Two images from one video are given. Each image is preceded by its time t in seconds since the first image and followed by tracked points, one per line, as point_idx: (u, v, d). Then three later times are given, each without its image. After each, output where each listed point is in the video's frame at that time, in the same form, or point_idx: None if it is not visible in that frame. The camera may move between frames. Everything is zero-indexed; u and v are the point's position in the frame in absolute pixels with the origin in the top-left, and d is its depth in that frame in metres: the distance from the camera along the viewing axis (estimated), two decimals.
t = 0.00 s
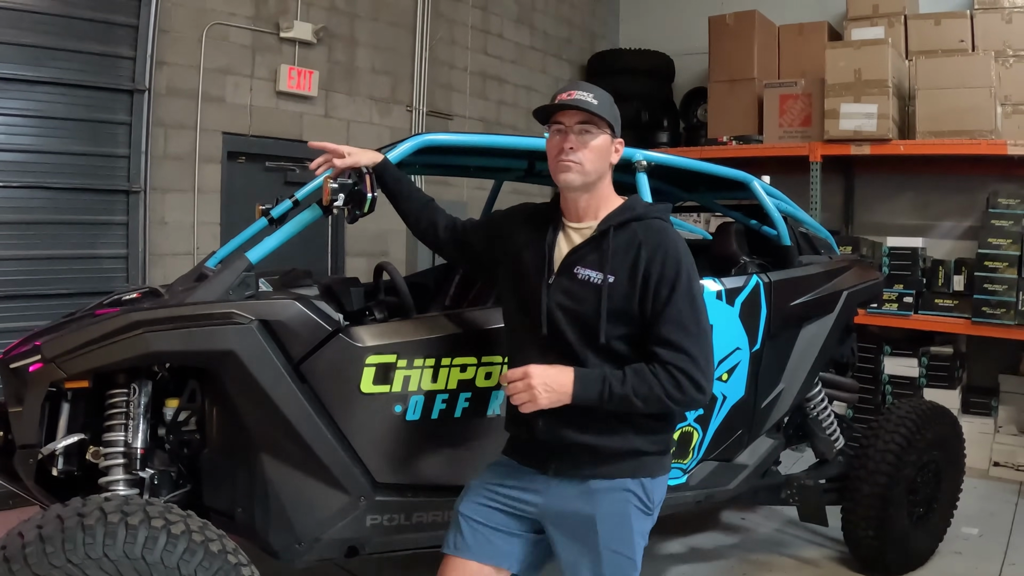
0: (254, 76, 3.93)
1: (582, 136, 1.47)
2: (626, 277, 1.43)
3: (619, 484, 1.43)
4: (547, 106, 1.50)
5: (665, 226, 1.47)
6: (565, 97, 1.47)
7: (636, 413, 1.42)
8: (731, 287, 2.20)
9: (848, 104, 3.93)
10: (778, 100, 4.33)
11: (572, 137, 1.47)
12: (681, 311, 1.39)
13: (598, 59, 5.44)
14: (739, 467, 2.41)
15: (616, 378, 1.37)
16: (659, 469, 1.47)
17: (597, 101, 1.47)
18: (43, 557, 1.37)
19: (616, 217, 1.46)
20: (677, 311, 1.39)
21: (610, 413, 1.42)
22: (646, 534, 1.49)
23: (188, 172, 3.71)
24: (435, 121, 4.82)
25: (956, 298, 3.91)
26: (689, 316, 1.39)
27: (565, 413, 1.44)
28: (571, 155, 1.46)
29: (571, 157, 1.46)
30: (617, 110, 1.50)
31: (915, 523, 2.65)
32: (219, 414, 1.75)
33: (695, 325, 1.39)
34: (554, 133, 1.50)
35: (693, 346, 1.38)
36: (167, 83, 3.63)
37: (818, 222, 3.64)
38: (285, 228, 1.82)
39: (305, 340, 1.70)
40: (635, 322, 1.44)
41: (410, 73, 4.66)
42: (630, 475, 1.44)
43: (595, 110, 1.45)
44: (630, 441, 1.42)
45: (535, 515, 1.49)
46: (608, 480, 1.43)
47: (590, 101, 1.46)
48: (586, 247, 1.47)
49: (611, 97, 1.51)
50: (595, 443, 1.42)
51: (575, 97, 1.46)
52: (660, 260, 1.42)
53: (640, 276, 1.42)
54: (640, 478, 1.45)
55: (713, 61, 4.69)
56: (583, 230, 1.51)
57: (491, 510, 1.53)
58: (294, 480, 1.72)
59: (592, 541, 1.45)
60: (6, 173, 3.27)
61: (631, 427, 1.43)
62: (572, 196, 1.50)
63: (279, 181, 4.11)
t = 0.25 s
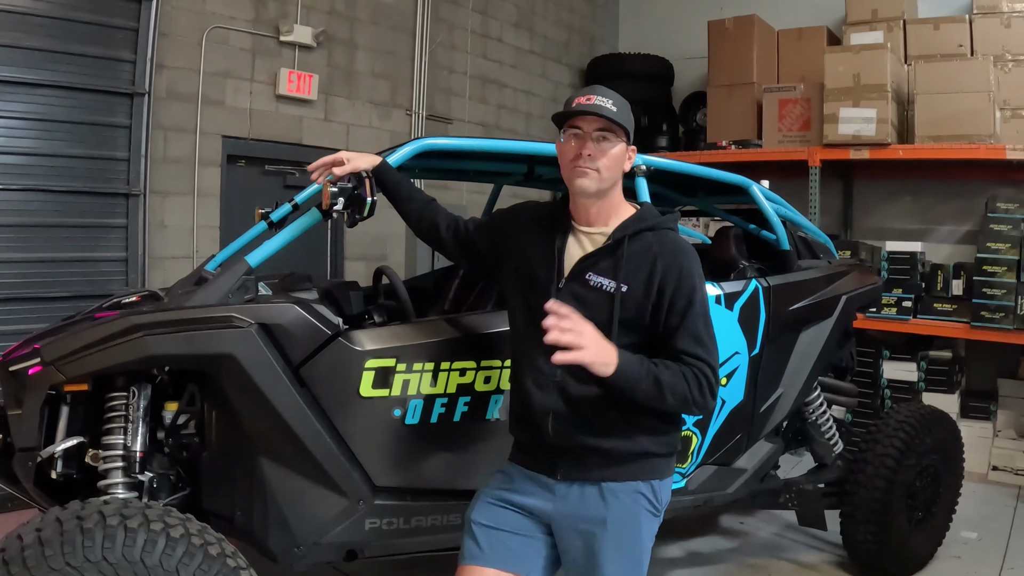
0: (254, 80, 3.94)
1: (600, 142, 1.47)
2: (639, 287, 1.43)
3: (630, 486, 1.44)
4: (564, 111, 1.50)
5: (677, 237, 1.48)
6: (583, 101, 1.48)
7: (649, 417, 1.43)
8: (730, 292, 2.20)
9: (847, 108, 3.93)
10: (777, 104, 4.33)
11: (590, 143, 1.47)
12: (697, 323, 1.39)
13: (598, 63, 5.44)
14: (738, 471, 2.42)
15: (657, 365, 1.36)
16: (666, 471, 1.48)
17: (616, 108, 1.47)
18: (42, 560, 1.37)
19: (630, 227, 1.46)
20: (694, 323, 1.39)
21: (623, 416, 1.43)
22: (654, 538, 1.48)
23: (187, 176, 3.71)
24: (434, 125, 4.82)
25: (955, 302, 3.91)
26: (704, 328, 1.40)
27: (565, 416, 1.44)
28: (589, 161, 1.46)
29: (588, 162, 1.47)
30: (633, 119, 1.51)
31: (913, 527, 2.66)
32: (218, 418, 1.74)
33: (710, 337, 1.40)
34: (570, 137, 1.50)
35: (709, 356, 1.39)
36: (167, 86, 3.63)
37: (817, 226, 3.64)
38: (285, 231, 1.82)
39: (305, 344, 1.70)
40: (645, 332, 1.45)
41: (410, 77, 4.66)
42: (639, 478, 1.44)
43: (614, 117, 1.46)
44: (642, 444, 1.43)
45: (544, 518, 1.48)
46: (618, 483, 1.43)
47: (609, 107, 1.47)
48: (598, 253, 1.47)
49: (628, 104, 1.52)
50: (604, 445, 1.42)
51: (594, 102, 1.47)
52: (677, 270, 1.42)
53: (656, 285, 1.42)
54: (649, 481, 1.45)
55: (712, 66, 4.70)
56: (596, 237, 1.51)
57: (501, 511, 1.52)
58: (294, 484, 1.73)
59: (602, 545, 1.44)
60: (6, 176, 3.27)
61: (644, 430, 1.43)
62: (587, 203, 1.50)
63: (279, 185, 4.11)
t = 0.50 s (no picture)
0: (253, 81, 3.94)
1: (612, 147, 1.48)
2: (645, 288, 1.43)
3: (632, 486, 1.44)
4: (576, 114, 1.50)
5: (682, 240, 1.49)
6: (595, 105, 1.48)
7: (650, 417, 1.43)
8: (729, 293, 2.20)
9: (846, 110, 3.94)
10: (777, 106, 4.34)
11: (604, 148, 1.48)
12: (701, 327, 1.40)
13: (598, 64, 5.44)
14: (737, 472, 2.42)
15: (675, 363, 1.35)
16: (667, 472, 1.48)
17: (628, 113, 1.48)
18: (41, 561, 1.37)
19: (637, 228, 1.47)
20: (697, 326, 1.39)
21: (626, 418, 1.42)
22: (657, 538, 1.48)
23: (187, 177, 3.71)
24: (434, 126, 4.82)
25: (954, 303, 3.91)
26: (705, 331, 1.41)
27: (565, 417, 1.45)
28: (602, 166, 1.47)
29: (600, 167, 1.47)
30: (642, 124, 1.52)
31: (913, 528, 2.66)
32: (218, 418, 1.74)
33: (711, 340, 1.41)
34: (581, 142, 1.51)
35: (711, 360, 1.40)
36: (167, 88, 3.64)
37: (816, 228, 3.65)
38: (285, 232, 1.82)
39: (304, 345, 1.70)
40: (649, 334, 1.45)
41: (409, 78, 4.66)
42: (642, 479, 1.44)
43: (627, 122, 1.47)
44: (644, 445, 1.43)
45: (546, 519, 1.49)
46: (620, 484, 1.43)
47: (622, 112, 1.47)
48: (604, 254, 1.47)
49: (638, 109, 1.53)
50: (604, 446, 1.42)
51: (606, 107, 1.47)
52: (683, 273, 1.43)
53: (662, 287, 1.43)
54: (651, 482, 1.45)
55: (712, 67, 4.70)
56: (602, 241, 1.51)
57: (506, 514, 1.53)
58: (293, 485, 1.73)
59: (604, 545, 1.43)
60: (6, 177, 3.27)
61: (644, 432, 1.43)
62: (595, 207, 1.51)
63: (279, 186, 4.11)
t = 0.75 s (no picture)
0: (251, 82, 3.94)
1: (612, 142, 1.48)
2: (642, 287, 1.43)
3: (635, 487, 1.44)
4: (578, 107, 1.51)
5: (677, 238, 1.49)
6: (599, 101, 1.48)
7: (647, 415, 1.42)
8: (727, 293, 2.20)
9: (844, 110, 3.94)
10: (775, 105, 4.34)
11: (603, 142, 1.48)
12: (695, 326, 1.41)
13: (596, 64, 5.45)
14: (735, 471, 2.42)
15: (655, 365, 1.35)
16: (668, 471, 1.48)
17: (630, 111, 1.49)
18: (40, 563, 1.37)
19: (633, 227, 1.47)
20: (691, 325, 1.40)
21: (624, 416, 1.43)
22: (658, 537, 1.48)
23: (185, 178, 3.71)
24: (432, 127, 4.82)
25: (951, 302, 3.92)
26: (700, 328, 1.41)
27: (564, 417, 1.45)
28: (600, 159, 1.47)
29: (598, 160, 1.47)
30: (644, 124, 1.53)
31: (911, 527, 2.66)
32: (216, 420, 1.75)
33: (705, 338, 1.42)
34: (582, 134, 1.51)
35: (706, 358, 1.41)
36: (165, 88, 3.64)
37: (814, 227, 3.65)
38: (282, 234, 1.82)
39: (302, 345, 1.70)
40: (646, 333, 1.45)
41: (407, 79, 4.66)
42: (643, 480, 1.44)
43: (628, 119, 1.47)
44: (643, 445, 1.43)
45: (549, 520, 1.49)
46: (622, 485, 1.43)
47: (624, 110, 1.48)
48: (601, 254, 1.47)
49: (640, 108, 1.54)
50: (603, 447, 1.42)
51: (609, 103, 1.48)
52: (678, 272, 1.43)
53: (658, 286, 1.42)
54: (652, 482, 1.45)
55: (710, 67, 4.70)
56: (596, 236, 1.51)
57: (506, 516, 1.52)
58: (291, 486, 1.73)
59: (607, 546, 1.43)
60: (4, 178, 3.27)
61: (642, 431, 1.43)
62: (590, 201, 1.51)
63: (276, 187, 4.12)
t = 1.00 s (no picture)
0: (251, 81, 3.94)
1: (612, 143, 1.48)
2: (641, 287, 1.43)
3: (633, 489, 1.43)
4: (578, 108, 1.50)
5: (677, 237, 1.49)
6: (598, 101, 1.48)
7: (646, 416, 1.42)
8: (727, 292, 2.20)
9: (844, 109, 3.94)
10: (775, 105, 4.34)
11: (603, 143, 1.48)
12: (694, 325, 1.40)
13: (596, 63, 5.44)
14: (736, 471, 2.42)
15: (648, 365, 1.35)
16: (668, 473, 1.47)
17: (629, 111, 1.49)
18: (39, 562, 1.37)
19: (632, 226, 1.47)
20: (690, 324, 1.40)
21: (622, 416, 1.43)
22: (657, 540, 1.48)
23: (185, 177, 3.71)
24: (432, 126, 4.82)
25: (952, 302, 3.90)
26: (700, 328, 1.41)
27: (564, 417, 1.45)
28: (600, 160, 1.47)
29: (599, 161, 1.47)
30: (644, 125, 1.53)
31: (911, 526, 2.66)
32: (216, 418, 1.74)
33: (704, 338, 1.41)
34: (582, 135, 1.51)
35: (705, 358, 1.40)
36: (164, 87, 3.63)
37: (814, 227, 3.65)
38: (282, 233, 1.82)
39: (302, 344, 1.70)
40: (645, 333, 1.45)
41: (407, 78, 4.66)
42: (642, 481, 1.44)
43: (628, 119, 1.47)
44: (643, 445, 1.42)
45: (546, 520, 1.49)
46: (620, 486, 1.43)
47: (624, 110, 1.48)
48: (600, 254, 1.47)
49: (639, 108, 1.53)
50: (603, 447, 1.42)
51: (609, 104, 1.48)
52: (677, 272, 1.43)
53: (656, 286, 1.42)
54: (651, 484, 1.45)
55: (710, 67, 4.70)
56: (597, 237, 1.51)
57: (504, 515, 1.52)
58: (291, 485, 1.73)
59: (602, 547, 1.43)
60: (4, 177, 3.27)
61: (641, 430, 1.43)
62: (591, 202, 1.50)
63: (276, 186, 4.12)
